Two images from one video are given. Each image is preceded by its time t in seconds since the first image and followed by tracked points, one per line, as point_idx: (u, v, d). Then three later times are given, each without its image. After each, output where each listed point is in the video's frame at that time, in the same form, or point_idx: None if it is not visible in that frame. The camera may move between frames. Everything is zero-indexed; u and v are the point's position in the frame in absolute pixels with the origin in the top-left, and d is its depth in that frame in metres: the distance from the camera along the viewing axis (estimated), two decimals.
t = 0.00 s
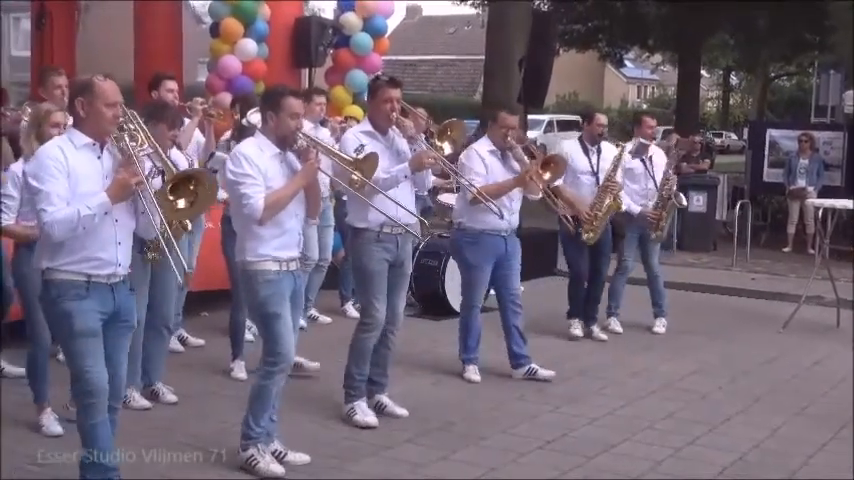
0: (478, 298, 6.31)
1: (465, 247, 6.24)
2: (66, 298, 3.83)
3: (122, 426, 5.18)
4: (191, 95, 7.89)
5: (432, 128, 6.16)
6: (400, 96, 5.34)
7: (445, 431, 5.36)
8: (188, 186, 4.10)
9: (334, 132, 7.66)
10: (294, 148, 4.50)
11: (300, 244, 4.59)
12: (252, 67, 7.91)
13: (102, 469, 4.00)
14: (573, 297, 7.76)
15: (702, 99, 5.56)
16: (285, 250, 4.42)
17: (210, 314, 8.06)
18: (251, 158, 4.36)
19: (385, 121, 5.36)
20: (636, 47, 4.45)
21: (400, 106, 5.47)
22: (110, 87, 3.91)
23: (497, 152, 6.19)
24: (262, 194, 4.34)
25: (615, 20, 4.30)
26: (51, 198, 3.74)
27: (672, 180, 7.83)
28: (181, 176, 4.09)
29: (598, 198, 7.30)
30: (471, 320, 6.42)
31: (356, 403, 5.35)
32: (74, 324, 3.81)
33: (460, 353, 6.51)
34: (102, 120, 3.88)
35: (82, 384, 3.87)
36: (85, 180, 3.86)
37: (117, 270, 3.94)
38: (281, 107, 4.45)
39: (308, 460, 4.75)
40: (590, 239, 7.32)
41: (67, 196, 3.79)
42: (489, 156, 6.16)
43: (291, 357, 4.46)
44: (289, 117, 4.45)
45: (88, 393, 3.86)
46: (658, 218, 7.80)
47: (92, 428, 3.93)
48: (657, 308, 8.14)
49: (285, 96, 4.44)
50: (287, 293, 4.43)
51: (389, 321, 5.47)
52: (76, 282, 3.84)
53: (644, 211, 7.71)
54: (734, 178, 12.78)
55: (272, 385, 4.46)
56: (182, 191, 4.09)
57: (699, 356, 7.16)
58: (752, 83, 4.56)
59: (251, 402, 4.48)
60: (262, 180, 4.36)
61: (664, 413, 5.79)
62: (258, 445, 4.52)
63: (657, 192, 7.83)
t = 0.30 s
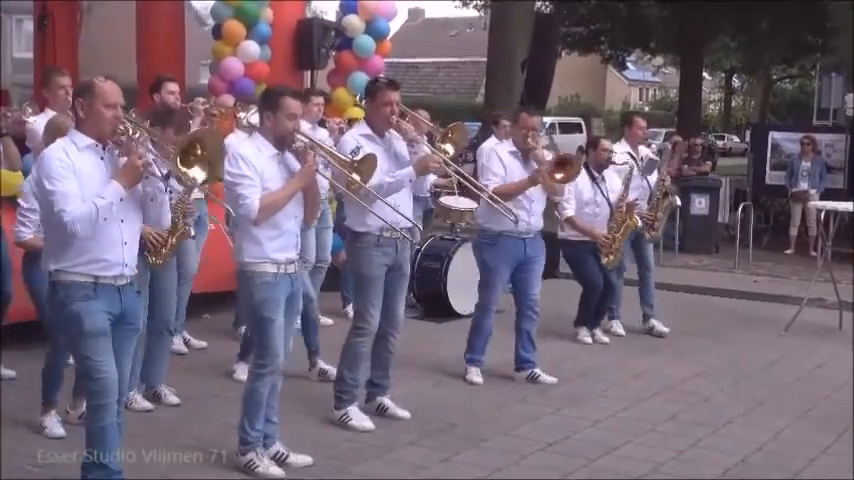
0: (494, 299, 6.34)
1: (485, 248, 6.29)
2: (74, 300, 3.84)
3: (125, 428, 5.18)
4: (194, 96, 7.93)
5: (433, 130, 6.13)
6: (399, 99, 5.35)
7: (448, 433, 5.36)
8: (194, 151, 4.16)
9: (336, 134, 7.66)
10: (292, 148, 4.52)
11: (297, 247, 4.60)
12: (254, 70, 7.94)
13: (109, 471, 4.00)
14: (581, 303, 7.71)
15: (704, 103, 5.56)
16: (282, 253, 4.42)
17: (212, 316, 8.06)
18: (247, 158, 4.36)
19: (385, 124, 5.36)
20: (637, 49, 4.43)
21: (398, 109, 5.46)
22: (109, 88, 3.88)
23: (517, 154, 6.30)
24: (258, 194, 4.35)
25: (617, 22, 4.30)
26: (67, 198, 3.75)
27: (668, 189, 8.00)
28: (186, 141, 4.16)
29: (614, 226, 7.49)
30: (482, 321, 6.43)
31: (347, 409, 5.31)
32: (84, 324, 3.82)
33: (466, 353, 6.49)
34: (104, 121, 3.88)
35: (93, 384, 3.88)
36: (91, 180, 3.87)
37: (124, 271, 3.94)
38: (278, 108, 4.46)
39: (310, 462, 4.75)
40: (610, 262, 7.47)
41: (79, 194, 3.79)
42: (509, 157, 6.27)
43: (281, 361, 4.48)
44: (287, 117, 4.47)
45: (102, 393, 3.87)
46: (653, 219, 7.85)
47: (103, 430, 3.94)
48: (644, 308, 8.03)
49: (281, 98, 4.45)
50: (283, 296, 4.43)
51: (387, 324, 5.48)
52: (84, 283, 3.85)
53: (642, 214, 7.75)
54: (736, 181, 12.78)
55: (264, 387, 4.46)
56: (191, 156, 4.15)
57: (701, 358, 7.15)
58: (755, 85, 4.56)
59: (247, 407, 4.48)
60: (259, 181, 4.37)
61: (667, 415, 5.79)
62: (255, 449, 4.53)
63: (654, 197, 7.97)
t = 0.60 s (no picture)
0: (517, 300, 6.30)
1: (503, 251, 6.30)
2: (87, 303, 3.84)
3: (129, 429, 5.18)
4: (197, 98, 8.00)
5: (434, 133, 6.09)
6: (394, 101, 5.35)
7: (450, 434, 5.36)
8: (195, 138, 4.22)
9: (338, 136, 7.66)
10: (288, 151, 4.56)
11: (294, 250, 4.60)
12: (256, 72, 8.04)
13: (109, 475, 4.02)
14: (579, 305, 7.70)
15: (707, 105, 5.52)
16: (277, 256, 4.42)
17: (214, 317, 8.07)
18: (244, 160, 4.38)
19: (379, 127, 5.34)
20: (641, 50, 4.44)
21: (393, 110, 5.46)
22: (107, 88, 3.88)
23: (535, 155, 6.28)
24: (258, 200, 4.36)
25: (618, 23, 4.25)
26: (79, 199, 3.76)
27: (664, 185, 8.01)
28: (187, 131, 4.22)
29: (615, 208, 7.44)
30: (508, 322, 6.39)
31: (350, 411, 5.31)
32: (96, 329, 3.82)
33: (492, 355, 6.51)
34: (101, 121, 3.87)
35: (103, 390, 3.88)
36: (96, 181, 3.86)
37: (134, 271, 3.94)
38: (275, 111, 4.48)
39: (313, 463, 4.75)
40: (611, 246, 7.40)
41: (89, 195, 3.80)
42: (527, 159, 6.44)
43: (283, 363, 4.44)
44: (283, 120, 4.48)
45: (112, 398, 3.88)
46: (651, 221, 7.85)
47: (107, 435, 3.94)
48: (651, 310, 8.03)
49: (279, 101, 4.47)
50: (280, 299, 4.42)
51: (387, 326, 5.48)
52: (96, 287, 3.84)
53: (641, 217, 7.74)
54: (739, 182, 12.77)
55: (264, 389, 4.44)
56: (195, 144, 4.22)
57: (704, 360, 7.15)
58: (757, 86, 4.56)
59: (247, 409, 4.48)
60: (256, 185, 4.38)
61: (669, 417, 5.79)
62: (258, 451, 4.54)
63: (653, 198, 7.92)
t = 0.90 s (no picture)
0: (528, 302, 6.22)
1: (509, 253, 6.21)
2: (99, 310, 3.84)
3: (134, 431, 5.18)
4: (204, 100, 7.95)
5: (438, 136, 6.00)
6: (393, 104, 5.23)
7: (454, 436, 5.36)
8: (201, 139, 4.23)
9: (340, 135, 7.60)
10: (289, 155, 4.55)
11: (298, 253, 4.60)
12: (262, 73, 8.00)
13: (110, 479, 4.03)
14: (582, 306, 7.70)
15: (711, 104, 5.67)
16: (280, 259, 4.43)
17: (220, 318, 8.08)
18: (246, 163, 4.39)
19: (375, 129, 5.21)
20: (647, 51, 4.54)
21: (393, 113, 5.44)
22: (112, 89, 3.87)
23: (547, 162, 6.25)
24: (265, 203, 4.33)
25: (624, 23, 4.31)
26: (89, 203, 3.74)
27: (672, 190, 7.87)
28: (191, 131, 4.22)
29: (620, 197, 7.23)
30: (520, 324, 6.31)
31: (355, 413, 5.31)
32: (109, 337, 3.83)
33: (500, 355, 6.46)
34: (106, 122, 3.86)
35: (113, 397, 3.88)
36: (104, 185, 3.86)
37: (146, 275, 3.95)
38: (275, 114, 4.47)
39: (319, 464, 4.75)
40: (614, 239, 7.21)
41: (98, 199, 3.79)
42: (538, 162, 6.21)
43: (287, 365, 4.44)
44: (283, 123, 4.47)
45: (122, 405, 3.88)
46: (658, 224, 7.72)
47: (114, 441, 3.95)
48: (658, 312, 7.97)
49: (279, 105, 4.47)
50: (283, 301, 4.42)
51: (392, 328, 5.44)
52: (109, 293, 3.85)
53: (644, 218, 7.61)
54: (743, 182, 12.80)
55: (269, 392, 4.44)
56: (200, 145, 4.23)
57: (709, 361, 7.14)
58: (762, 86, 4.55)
59: (252, 412, 4.48)
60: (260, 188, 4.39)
61: (674, 418, 5.79)
62: (263, 453, 4.54)
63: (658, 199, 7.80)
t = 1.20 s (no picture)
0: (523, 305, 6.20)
1: (512, 255, 6.21)
2: (112, 318, 3.84)
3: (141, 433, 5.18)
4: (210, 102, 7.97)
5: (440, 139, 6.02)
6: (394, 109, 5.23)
7: (460, 437, 5.36)
8: (214, 147, 4.23)
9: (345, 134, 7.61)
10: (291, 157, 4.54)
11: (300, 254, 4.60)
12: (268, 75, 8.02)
13: None
14: (588, 306, 7.70)
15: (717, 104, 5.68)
16: (284, 261, 4.44)
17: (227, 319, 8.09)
18: (249, 166, 4.39)
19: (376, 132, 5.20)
20: (652, 51, 4.56)
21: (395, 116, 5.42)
22: (122, 95, 3.88)
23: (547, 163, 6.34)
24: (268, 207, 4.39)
25: (629, 25, 4.31)
26: (100, 210, 3.75)
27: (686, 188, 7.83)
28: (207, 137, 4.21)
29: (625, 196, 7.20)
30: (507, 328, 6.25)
31: (362, 414, 5.31)
32: (122, 344, 3.83)
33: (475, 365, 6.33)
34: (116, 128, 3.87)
35: (123, 405, 3.89)
36: (114, 190, 3.87)
37: (158, 281, 3.96)
38: (276, 117, 4.47)
39: (324, 466, 4.75)
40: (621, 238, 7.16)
41: (108, 206, 3.80)
42: (539, 163, 6.29)
43: (293, 367, 4.46)
44: (286, 126, 4.48)
45: (132, 412, 3.90)
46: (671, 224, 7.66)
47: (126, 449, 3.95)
48: (669, 315, 7.97)
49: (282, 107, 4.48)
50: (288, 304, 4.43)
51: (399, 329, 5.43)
52: (123, 300, 3.85)
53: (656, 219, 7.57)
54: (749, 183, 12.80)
55: (276, 394, 4.45)
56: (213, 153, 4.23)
57: (714, 362, 7.13)
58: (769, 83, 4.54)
59: (259, 414, 4.49)
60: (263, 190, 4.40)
61: (680, 419, 5.78)
62: (270, 455, 4.55)
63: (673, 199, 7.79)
